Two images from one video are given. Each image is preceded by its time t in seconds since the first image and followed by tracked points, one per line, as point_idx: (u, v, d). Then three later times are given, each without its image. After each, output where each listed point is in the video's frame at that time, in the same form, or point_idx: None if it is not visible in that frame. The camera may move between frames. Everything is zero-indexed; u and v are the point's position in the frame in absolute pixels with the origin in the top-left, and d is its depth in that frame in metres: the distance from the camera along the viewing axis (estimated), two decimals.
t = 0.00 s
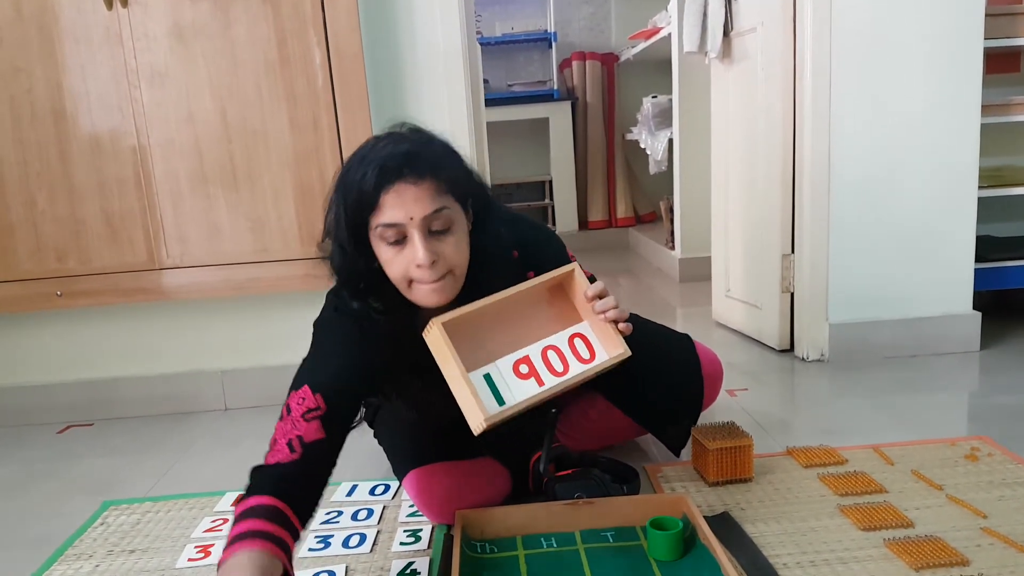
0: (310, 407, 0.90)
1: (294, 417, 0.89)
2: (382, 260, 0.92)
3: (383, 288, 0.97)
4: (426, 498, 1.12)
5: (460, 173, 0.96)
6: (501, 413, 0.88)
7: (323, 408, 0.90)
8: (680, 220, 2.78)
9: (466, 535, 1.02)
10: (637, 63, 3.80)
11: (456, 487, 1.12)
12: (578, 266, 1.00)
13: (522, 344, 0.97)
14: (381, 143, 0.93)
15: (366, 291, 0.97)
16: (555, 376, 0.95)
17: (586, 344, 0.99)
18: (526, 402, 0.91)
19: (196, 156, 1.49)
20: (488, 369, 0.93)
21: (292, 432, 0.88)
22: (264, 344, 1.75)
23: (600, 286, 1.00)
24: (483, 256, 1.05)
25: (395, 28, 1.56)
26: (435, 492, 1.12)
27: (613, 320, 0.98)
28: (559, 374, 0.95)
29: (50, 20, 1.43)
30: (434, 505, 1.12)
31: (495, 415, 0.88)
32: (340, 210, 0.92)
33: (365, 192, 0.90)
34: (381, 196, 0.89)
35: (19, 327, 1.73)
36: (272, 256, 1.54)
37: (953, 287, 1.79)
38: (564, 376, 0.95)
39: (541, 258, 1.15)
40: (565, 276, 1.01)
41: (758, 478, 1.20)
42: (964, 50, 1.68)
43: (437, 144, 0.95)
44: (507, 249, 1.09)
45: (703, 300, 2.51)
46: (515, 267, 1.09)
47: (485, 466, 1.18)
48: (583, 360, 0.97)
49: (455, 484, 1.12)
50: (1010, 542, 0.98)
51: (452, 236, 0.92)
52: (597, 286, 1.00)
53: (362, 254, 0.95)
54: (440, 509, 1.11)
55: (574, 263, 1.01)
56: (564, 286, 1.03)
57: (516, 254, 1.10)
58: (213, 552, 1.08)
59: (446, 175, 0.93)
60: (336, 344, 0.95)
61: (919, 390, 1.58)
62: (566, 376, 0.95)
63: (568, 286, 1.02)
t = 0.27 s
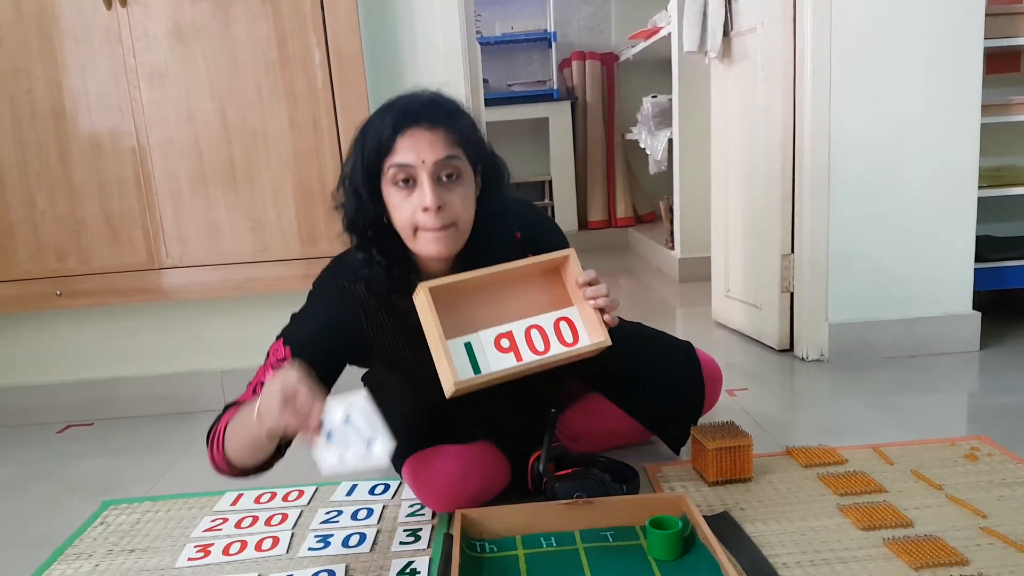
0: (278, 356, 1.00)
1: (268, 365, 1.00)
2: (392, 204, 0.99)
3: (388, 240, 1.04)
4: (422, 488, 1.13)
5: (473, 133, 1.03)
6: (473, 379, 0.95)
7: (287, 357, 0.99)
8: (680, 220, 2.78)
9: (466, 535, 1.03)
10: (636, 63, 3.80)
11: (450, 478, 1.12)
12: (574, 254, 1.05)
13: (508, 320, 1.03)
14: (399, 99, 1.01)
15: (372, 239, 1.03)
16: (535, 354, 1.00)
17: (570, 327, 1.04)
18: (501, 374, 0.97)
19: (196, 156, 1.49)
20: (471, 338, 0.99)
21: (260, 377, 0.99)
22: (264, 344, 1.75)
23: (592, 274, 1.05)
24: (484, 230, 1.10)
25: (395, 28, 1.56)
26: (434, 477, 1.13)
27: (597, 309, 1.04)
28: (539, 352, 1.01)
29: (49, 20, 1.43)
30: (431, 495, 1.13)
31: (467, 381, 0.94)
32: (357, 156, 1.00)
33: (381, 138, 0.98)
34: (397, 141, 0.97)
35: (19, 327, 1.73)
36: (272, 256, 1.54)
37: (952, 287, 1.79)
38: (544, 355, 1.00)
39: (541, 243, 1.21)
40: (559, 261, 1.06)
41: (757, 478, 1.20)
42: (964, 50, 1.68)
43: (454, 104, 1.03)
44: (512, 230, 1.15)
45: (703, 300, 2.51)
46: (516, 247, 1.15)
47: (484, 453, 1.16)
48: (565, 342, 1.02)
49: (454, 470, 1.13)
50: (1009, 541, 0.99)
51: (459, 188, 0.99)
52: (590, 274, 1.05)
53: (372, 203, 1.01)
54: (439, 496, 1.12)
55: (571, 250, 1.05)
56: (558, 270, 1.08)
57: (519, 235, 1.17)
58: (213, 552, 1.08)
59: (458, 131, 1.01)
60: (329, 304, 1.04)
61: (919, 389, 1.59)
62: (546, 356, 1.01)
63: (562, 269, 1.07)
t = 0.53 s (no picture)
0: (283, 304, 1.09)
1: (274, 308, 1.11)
2: (389, 160, 1.06)
3: (384, 193, 1.11)
4: (415, 464, 1.20)
5: (473, 100, 1.09)
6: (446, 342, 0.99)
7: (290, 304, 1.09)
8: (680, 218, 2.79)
9: (465, 532, 1.03)
10: (636, 61, 3.80)
11: (441, 455, 1.17)
12: (550, 227, 1.08)
13: (485, 288, 1.06)
14: (406, 63, 1.08)
15: (369, 189, 1.11)
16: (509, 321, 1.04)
17: (545, 297, 1.07)
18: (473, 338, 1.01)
19: (195, 155, 1.49)
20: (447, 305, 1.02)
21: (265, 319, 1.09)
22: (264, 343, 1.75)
23: (567, 247, 1.09)
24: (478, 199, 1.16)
25: (394, 26, 1.56)
26: (425, 453, 1.19)
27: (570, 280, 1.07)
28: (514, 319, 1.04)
29: (49, 19, 1.43)
30: (422, 471, 1.19)
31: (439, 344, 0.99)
32: (362, 112, 1.07)
33: (385, 98, 1.05)
34: (398, 101, 1.04)
35: (19, 326, 1.73)
36: (272, 255, 1.54)
37: (952, 285, 1.79)
38: (517, 321, 1.04)
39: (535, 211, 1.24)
40: (537, 233, 1.09)
41: (757, 476, 1.20)
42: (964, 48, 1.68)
43: (458, 72, 1.09)
44: (502, 198, 1.19)
45: (702, 299, 2.51)
46: (507, 217, 1.19)
47: (480, 429, 1.19)
48: (540, 311, 1.06)
49: (440, 446, 1.17)
50: (1009, 539, 0.99)
51: (453, 151, 1.06)
52: (566, 248, 1.09)
53: (372, 156, 1.09)
54: (430, 472, 1.18)
55: (548, 224, 1.09)
56: (537, 244, 1.11)
57: (511, 205, 1.20)
58: (213, 550, 1.08)
59: (458, 97, 1.07)
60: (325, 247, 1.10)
61: (918, 387, 1.59)
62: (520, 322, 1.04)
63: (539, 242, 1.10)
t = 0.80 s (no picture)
0: (288, 271, 1.13)
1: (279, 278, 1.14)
2: (395, 133, 1.10)
3: (387, 165, 1.17)
4: (415, 452, 1.20)
5: (473, 76, 1.13)
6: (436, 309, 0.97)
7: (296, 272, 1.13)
8: (679, 216, 2.79)
9: (466, 531, 1.03)
10: (636, 59, 3.80)
11: (440, 443, 1.17)
12: (542, 207, 1.09)
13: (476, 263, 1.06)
14: (412, 40, 1.11)
15: (373, 161, 1.16)
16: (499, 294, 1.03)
17: (536, 274, 1.07)
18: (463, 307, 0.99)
19: (195, 153, 1.49)
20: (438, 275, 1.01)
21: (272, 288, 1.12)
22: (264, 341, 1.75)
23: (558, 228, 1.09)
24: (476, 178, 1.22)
25: (394, 24, 1.56)
26: (425, 440, 1.19)
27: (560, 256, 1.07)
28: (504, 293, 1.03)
29: (48, 18, 1.42)
30: (421, 460, 1.19)
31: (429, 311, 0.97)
32: (367, 86, 1.11)
33: (392, 74, 1.09)
34: (405, 77, 1.08)
35: (19, 325, 1.73)
36: (271, 253, 1.54)
37: (952, 283, 1.79)
38: (507, 295, 1.03)
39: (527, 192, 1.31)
40: (530, 214, 1.10)
41: (757, 474, 1.20)
42: (964, 46, 1.68)
43: (460, 49, 1.13)
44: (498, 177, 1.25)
45: (702, 297, 2.51)
46: (502, 195, 1.26)
47: (480, 419, 1.19)
48: (530, 287, 1.05)
49: (444, 432, 1.17)
50: (1009, 537, 0.99)
51: (456, 126, 1.10)
52: (557, 229, 1.09)
53: (376, 129, 1.13)
54: (430, 459, 1.18)
55: (541, 205, 1.10)
56: (530, 225, 1.11)
57: (506, 183, 1.27)
58: (214, 548, 1.08)
59: (459, 73, 1.11)
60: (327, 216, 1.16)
61: (918, 385, 1.59)
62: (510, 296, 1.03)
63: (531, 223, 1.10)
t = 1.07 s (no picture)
0: (297, 250, 1.14)
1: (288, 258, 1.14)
2: (415, 130, 1.11)
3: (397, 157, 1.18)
4: (415, 449, 1.20)
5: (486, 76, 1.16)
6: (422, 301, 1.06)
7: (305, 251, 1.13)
8: (680, 215, 2.78)
9: (466, 530, 1.02)
10: (636, 59, 3.80)
11: (440, 440, 1.17)
12: (534, 205, 1.13)
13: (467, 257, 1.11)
14: (433, 38, 1.11)
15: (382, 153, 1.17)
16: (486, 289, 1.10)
17: (524, 270, 1.12)
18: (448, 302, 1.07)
19: (195, 152, 1.49)
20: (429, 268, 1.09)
21: (284, 267, 1.13)
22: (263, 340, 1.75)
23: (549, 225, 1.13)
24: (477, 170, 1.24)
25: (394, 23, 1.56)
26: (425, 438, 1.19)
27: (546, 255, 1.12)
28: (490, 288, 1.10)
29: (47, 17, 1.42)
30: (420, 457, 1.20)
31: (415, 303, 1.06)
32: (389, 80, 1.11)
33: (418, 74, 1.08)
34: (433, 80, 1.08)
35: (18, 325, 1.73)
36: (271, 252, 1.54)
37: (952, 282, 1.79)
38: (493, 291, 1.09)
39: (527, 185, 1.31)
40: (522, 210, 1.14)
41: (757, 472, 1.20)
42: (964, 45, 1.68)
43: (477, 49, 1.15)
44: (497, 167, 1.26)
45: (702, 296, 2.51)
46: (501, 184, 1.26)
47: (480, 416, 1.19)
48: (517, 283, 1.11)
49: (443, 430, 1.17)
50: (1009, 536, 0.99)
51: (472, 126, 1.14)
52: (547, 227, 1.12)
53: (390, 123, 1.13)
54: (430, 457, 1.18)
55: (533, 202, 1.14)
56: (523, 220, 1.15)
57: (505, 174, 1.28)
58: (213, 548, 1.08)
59: (477, 75, 1.13)
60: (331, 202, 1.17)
61: (918, 384, 1.59)
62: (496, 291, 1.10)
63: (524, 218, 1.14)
